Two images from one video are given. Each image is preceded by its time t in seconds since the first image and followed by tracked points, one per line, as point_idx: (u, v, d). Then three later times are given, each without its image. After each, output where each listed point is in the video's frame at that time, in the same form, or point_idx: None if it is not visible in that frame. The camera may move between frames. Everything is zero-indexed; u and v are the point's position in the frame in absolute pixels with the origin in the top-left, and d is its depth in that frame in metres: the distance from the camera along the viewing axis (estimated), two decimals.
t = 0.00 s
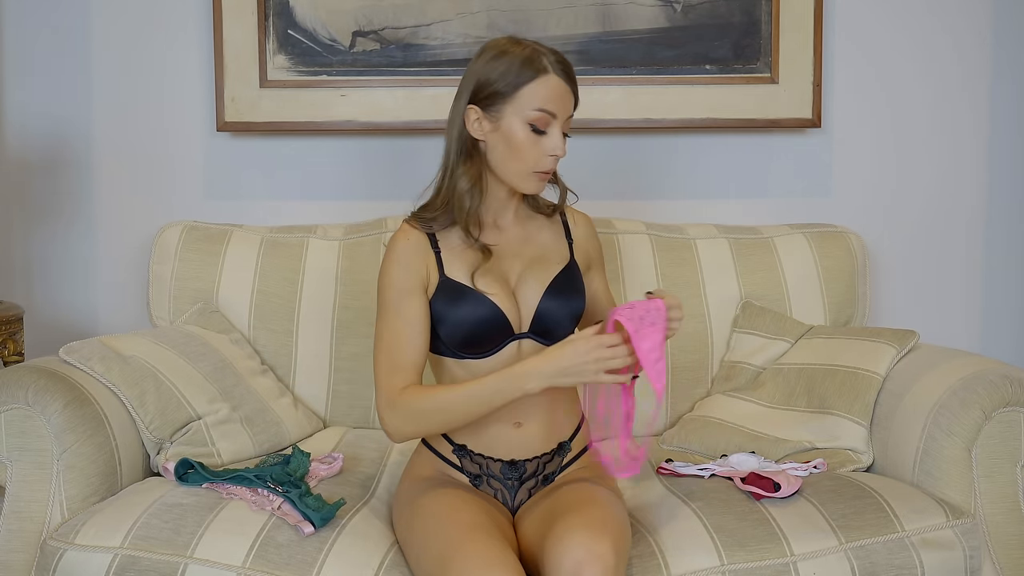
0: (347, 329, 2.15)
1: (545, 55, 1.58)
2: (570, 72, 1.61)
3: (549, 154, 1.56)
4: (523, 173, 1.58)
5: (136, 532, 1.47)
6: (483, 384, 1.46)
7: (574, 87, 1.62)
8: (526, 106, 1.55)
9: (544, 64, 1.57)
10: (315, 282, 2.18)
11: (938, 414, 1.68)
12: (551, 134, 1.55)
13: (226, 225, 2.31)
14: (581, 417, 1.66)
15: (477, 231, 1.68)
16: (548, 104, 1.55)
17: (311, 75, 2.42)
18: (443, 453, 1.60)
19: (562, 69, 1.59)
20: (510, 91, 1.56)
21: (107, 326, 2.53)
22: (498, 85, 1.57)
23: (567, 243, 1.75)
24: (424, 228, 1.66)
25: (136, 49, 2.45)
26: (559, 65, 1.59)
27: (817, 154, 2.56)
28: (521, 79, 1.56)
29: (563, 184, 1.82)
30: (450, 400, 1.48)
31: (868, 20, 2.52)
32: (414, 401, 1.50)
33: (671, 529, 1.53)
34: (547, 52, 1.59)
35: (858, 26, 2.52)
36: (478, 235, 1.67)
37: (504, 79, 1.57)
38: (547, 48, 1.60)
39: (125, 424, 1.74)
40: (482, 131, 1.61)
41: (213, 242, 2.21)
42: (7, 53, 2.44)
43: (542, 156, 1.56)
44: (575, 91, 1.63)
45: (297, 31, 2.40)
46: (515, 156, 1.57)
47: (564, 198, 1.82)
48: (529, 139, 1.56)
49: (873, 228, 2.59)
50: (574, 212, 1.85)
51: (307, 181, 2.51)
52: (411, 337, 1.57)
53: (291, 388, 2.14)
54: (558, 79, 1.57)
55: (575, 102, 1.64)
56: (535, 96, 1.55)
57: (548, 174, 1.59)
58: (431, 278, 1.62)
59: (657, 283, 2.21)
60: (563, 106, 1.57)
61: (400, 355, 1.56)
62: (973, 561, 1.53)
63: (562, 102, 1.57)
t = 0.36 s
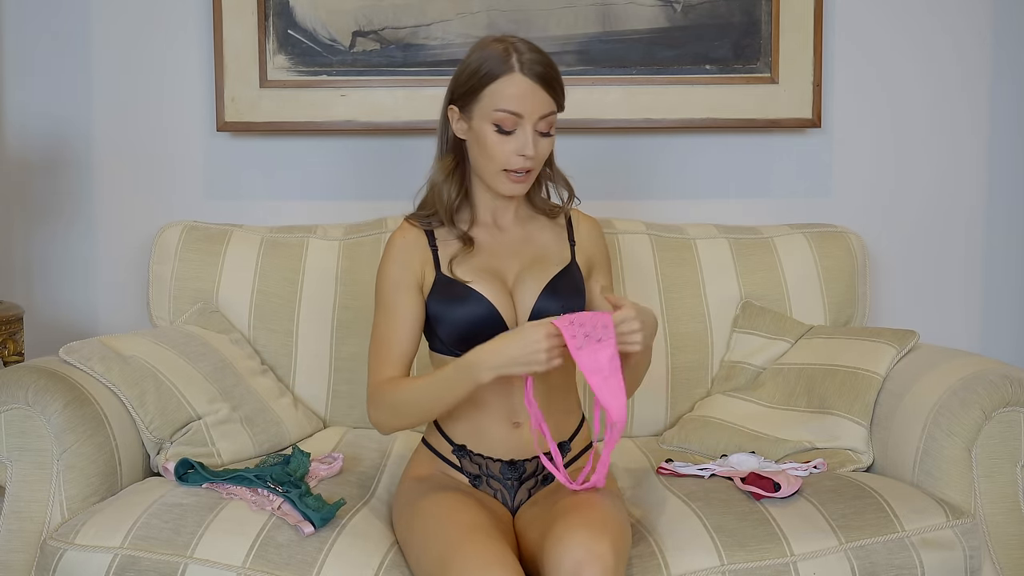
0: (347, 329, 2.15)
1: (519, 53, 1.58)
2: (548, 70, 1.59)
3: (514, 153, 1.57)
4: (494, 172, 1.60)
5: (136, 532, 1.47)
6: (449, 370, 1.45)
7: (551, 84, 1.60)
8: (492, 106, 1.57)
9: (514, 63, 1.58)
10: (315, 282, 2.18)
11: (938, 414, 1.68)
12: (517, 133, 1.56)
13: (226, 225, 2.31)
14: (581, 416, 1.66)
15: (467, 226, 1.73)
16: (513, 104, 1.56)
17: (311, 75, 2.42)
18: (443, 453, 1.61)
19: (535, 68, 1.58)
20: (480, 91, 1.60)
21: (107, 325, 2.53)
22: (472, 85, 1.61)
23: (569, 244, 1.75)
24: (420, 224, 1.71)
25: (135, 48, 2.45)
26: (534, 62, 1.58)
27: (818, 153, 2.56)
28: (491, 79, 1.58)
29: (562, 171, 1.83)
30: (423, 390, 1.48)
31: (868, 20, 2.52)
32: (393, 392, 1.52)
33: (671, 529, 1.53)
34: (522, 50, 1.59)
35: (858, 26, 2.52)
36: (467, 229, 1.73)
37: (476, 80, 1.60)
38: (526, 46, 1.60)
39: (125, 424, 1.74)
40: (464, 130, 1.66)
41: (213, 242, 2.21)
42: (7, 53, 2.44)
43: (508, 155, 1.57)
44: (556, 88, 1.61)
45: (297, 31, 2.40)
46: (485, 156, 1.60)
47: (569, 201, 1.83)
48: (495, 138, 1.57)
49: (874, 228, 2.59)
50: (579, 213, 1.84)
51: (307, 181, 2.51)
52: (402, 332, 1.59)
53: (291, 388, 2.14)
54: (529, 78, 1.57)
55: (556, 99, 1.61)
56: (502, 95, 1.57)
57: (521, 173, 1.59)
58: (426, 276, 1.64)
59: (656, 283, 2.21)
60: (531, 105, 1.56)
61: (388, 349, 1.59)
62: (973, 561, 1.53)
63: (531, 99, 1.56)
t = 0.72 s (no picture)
0: (347, 329, 2.15)
1: (514, 55, 1.58)
2: (543, 71, 1.59)
3: (507, 155, 1.57)
4: (488, 173, 1.60)
5: (136, 532, 1.47)
6: (426, 365, 1.47)
7: (546, 87, 1.59)
8: (485, 108, 1.57)
9: (508, 65, 1.57)
10: (315, 282, 2.18)
11: (938, 414, 1.68)
12: (510, 136, 1.56)
13: (226, 225, 2.31)
14: (580, 417, 1.67)
15: (466, 224, 1.74)
16: (506, 106, 1.56)
17: (311, 75, 2.42)
18: (443, 453, 1.61)
19: (529, 70, 1.57)
20: (475, 92, 1.60)
21: (107, 325, 2.53)
22: (467, 87, 1.62)
23: (570, 245, 1.74)
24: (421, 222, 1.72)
25: (135, 48, 2.45)
26: (527, 64, 1.57)
27: (818, 154, 2.56)
28: (485, 81, 1.59)
29: (562, 171, 1.83)
30: (406, 387, 1.51)
31: (868, 20, 2.52)
32: (382, 389, 1.56)
33: (671, 530, 1.53)
34: (517, 52, 1.59)
35: (858, 25, 2.52)
36: (466, 227, 1.73)
37: (471, 82, 1.61)
38: (521, 48, 1.60)
39: (125, 424, 1.74)
40: (461, 131, 1.67)
41: (213, 242, 2.21)
42: (7, 53, 2.44)
43: (500, 157, 1.57)
44: (552, 90, 1.60)
45: (297, 31, 2.40)
46: (480, 158, 1.60)
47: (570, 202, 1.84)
48: (489, 141, 1.58)
49: (874, 228, 2.59)
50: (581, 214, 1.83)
51: (306, 181, 2.51)
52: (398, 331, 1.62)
53: (291, 388, 2.14)
54: (523, 80, 1.57)
55: (552, 101, 1.61)
56: (494, 98, 1.57)
57: (515, 174, 1.59)
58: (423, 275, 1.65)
59: (656, 283, 2.21)
60: (524, 108, 1.56)
61: (382, 348, 1.62)
62: (973, 561, 1.53)
63: (524, 102, 1.56)
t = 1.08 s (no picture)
0: (347, 329, 2.15)
1: (513, 55, 1.58)
2: (543, 71, 1.58)
3: (507, 155, 1.57)
4: (488, 173, 1.60)
5: (136, 532, 1.47)
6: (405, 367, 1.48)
7: (547, 87, 1.59)
8: (486, 109, 1.57)
9: (508, 65, 1.57)
10: (315, 282, 2.18)
11: (938, 414, 1.68)
12: (511, 136, 1.56)
13: (226, 225, 2.31)
14: (580, 416, 1.67)
15: (467, 225, 1.75)
16: (507, 106, 1.56)
17: (312, 75, 2.42)
18: (443, 453, 1.61)
19: (530, 70, 1.57)
20: (475, 93, 1.60)
21: (107, 325, 2.53)
22: (467, 88, 1.62)
23: (572, 244, 1.73)
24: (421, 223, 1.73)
25: (135, 48, 2.45)
26: (527, 64, 1.57)
27: (819, 153, 2.56)
28: (485, 82, 1.59)
29: (564, 170, 1.83)
30: (387, 385, 1.53)
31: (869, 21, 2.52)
32: (368, 383, 1.59)
33: (671, 530, 1.53)
34: (517, 52, 1.59)
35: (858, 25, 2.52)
36: (467, 228, 1.74)
37: (471, 82, 1.61)
38: (521, 48, 1.60)
39: (125, 425, 1.74)
40: (462, 131, 1.67)
41: (213, 242, 2.22)
42: (8, 53, 2.44)
43: (501, 158, 1.57)
44: (552, 90, 1.60)
45: (297, 31, 2.40)
46: (480, 158, 1.60)
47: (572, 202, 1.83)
48: (489, 141, 1.58)
49: (874, 228, 2.59)
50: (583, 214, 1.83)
51: (306, 181, 2.51)
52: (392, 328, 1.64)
53: (291, 389, 2.14)
54: (523, 80, 1.57)
55: (552, 101, 1.61)
56: (494, 98, 1.57)
57: (516, 174, 1.59)
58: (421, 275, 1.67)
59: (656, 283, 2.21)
60: (525, 109, 1.56)
61: (375, 343, 1.64)
62: (973, 561, 1.52)
63: (524, 102, 1.56)
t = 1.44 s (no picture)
0: (346, 329, 2.15)
1: (507, 53, 1.58)
2: (536, 69, 1.58)
3: (498, 152, 1.56)
4: (481, 171, 1.60)
5: (136, 532, 1.47)
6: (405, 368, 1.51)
7: (539, 85, 1.59)
8: (478, 105, 1.57)
9: (501, 62, 1.58)
10: (315, 281, 2.18)
11: (938, 414, 1.68)
12: (502, 134, 1.56)
13: (226, 225, 2.31)
14: (580, 416, 1.67)
15: (464, 224, 1.75)
16: (498, 103, 1.56)
17: (312, 75, 2.42)
18: (442, 453, 1.61)
19: (522, 68, 1.57)
20: (469, 90, 1.60)
21: (107, 325, 2.53)
22: (461, 85, 1.62)
23: (571, 244, 1.74)
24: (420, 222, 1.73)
25: (135, 48, 2.45)
26: (520, 62, 1.57)
27: (819, 153, 2.56)
28: (478, 79, 1.59)
29: (562, 171, 1.81)
30: (389, 386, 1.56)
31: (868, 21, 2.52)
32: (369, 384, 1.61)
33: (671, 530, 1.53)
34: (511, 50, 1.59)
35: (858, 25, 2.52)
36: (466, 227, 1.74)
37: (465, 80, 1.61)
38: (515, 46, 1.60)
39: (125, 425, 1.74)
40: (457, 130, 1.67)
41: (213, 242, 2.21)
42: (8, 53, 2.44)
43: (493, 155, 1.57)
44: (545, 89, 1.60)
45: (297, 31, 2.40)
46: (472, 156, 1.60)
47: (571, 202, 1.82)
48: (481, 138, 1.58)
49: (874, 228, 2.59)
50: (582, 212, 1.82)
51: (306, 181, 2.51)
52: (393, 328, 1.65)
53: (291, 389, 2.14)
54: (515, 77, 1.57)
55: (545, 99, 1.60)
56: (486, 95, 1.57)
57: (508, 173, 1.58)
58: (421, 275, 1.67)
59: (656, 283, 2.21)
60: (516, 106, 1.56)
61: (377, 344, 1.66)
62: (973, 561, 1.52)
63: (516, 99, 1.56)
